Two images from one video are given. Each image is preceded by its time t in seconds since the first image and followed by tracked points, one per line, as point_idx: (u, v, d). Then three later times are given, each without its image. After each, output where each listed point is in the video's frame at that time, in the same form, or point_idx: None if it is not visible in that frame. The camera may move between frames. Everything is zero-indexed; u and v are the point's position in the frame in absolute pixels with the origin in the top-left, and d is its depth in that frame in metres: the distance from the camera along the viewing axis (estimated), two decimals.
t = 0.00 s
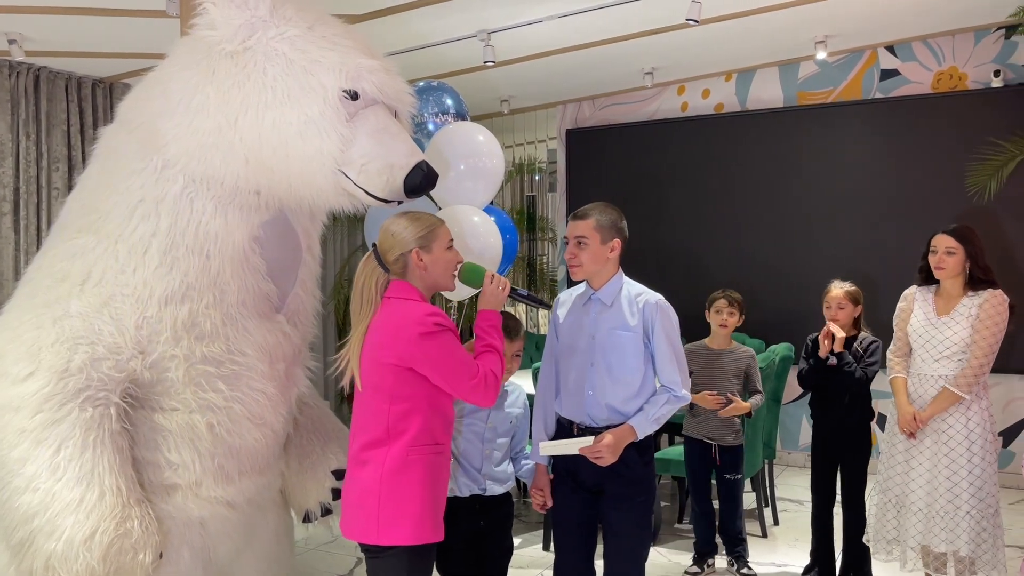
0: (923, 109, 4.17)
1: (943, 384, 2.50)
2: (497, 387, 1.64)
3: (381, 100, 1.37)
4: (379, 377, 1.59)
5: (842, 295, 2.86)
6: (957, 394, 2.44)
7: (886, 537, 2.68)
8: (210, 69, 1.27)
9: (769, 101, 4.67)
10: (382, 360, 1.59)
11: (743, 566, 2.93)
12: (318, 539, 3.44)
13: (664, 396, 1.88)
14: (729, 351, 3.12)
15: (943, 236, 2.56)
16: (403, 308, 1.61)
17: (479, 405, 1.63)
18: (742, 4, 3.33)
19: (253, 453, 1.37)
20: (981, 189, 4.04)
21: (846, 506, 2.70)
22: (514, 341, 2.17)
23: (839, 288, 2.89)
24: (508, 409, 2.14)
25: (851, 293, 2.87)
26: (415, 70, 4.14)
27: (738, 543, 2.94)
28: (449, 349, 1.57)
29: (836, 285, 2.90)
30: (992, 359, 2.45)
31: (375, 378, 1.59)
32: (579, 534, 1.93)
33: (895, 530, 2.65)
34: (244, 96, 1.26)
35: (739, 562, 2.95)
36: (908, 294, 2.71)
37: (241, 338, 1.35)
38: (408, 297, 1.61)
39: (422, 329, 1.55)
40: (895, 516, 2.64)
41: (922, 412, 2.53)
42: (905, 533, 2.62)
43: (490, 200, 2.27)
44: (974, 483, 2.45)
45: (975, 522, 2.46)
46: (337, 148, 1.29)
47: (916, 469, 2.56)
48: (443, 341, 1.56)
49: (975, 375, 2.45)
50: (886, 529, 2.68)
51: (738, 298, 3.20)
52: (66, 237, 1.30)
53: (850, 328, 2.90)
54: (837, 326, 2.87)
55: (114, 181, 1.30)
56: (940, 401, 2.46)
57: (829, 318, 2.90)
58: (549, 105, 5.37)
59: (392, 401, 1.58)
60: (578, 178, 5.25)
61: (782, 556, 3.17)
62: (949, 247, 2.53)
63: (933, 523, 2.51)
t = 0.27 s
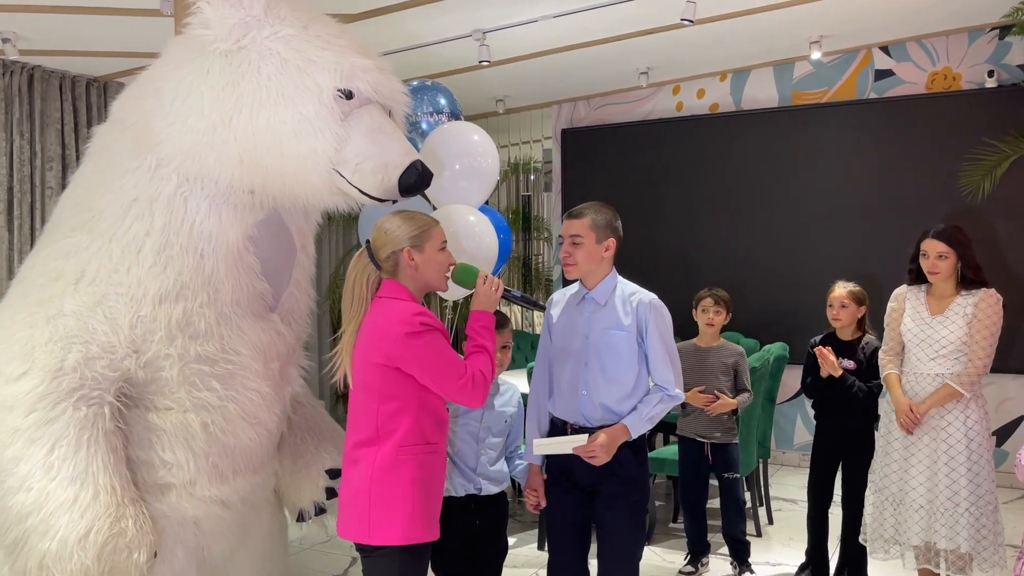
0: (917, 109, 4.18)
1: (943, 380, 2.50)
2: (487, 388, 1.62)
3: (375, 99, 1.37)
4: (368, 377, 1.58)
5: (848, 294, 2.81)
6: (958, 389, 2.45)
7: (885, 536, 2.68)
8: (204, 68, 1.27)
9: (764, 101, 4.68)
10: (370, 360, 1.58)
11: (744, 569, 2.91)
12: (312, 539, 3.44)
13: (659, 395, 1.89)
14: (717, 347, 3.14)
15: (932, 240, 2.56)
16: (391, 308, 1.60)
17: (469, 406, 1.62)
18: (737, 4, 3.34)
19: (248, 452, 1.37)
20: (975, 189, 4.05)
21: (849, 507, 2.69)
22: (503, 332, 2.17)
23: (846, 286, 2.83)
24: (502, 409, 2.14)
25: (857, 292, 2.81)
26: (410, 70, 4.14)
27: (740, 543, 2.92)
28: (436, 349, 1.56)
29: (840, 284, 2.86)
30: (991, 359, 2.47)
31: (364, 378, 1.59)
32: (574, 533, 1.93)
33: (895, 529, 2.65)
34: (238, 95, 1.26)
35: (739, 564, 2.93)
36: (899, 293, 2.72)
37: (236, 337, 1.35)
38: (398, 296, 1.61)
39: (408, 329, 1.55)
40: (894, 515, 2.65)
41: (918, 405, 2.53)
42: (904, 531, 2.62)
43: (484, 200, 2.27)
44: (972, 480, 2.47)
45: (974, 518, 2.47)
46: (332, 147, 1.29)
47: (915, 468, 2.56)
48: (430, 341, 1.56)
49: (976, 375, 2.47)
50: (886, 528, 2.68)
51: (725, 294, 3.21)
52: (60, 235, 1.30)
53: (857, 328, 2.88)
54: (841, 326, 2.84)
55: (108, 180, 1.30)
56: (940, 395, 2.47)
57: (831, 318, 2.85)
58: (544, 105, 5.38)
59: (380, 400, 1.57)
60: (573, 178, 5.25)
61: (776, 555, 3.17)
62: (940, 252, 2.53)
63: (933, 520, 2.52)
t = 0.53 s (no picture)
0: (912, 109, 4.19)
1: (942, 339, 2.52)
2: (461, 386, 1.53)
3: (370, 97, 1.37)
4: (347, 376, 1.59)
5: (846, 294, 2.83)
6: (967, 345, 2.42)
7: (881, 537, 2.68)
8: (198, 67, 1.27)
9: (760, 100, 4.69)
10: (347, 359, 1.59)
11: None
12: (308, 538, 3.43)
13: (655, 394, 1.89)
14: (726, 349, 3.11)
15: (921, 244, 2.56)
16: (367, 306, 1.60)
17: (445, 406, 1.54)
18: (732, 4, 3.34)
19: (243, 451, 1.37)
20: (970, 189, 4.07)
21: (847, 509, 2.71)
22: (492, 326, 2.15)
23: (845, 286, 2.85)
24: (497, 408, 2.18)
25: (855, 293, 2.83)
26: (406, 69, 4.14)
27: (756, 551, 2.86)
28: (405, 344, 1.52)
29: (839, 285, 2.87)
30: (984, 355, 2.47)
31: (344, 377, 1.60)
32: (570, 532, 1.93)
33: (891, 530, 2.65)
34: (232, 93, 1.26)
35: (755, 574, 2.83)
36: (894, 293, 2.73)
37: (231, 336, 1.34)
38: (374, 295, 1.60)
39: (373, 326, 1.53)
40: (891, 515, 2.65)
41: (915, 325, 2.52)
42: (901, 531, 2.62)
43: (480, 199, 2.28)
44: (967, 478, 2.47)
45: (970, 517, 2.47)
46: (327, 146, 1.29)
47: (910, 467, 2.57)
48: (394, 338, 1.52)
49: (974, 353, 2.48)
50: (882, 529, 2.68)
51: (731, 297, 3.18)
52: (54, 234, 1.30)
53: (856, 328, 2.88)
54: (840, 327, 2.85)
55: (103, 178, 1.30)
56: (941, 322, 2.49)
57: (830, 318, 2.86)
58: (540, 104, 5.38)
59: (360, 398, 1.57)
60: (569, 177, 5.26)
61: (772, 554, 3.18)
62: (930, 255, 2.54)
63: (929, 519, 2.53)
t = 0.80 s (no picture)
0: (907, 109, 4.20)
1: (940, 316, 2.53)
2: (426, 394, 1.44)
3: (366, 95, 1.37)
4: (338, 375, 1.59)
5: (840, 296, 2.85)
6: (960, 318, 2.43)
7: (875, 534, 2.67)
8: (194, 64, 1.27)
9: (755, 100, 4.70)
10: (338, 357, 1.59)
11: None
12: (304, 538, 3.43)
13: (653, 393, 1.89)
14: (752, 352, 3.04)
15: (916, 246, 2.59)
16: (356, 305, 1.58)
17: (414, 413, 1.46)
18: (728, 3, 3.35)
19: (239, 450, 1.37)
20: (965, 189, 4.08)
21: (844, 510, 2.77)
22: (489, 324, 2.14)
23: (838, 288, 2.88)
24: (492, 406, 2.17)
25: (849, 294, 2.85)
26: (402, 68, 4.13)
27: (760, 554, 2.79)
28: (377, 345, 1.48)
29: (835, 285, 2.89)
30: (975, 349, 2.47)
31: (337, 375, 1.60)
32: (566, 532, 1.93)
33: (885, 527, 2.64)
34: (228, 91, 1.26)
35: None
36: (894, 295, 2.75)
37: (226, 334, 1.34)
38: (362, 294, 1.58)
39: (348, 327, 1.50)
40: (884, 512, 2.64)
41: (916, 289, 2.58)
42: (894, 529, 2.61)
43: (476, 198, 2.29)
44: (960, 477, 2.46)
45: (962, 516, 2.46)
46: (323, 144, 1.29)
47: (904, 465, 2.56)
48: (365, 339, 1.48)
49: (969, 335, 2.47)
50: (876, 527, 2.67)
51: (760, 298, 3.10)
52: (50, 232, 1.30)
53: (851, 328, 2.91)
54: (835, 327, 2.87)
55: (99, 176, 1.30)
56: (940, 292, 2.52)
57: (826, 318, 2.88)
58: (536, 104, 5.38)
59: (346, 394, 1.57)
60: (566, 177, 5.26)
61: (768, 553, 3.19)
62: (925, 256, 2.56)
63: (923, 518, 2.52)
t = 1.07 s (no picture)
0: (903, 109, 4.21)
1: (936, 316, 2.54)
2: (398, 397, 1.41)
3: (362, 95, 1.37)
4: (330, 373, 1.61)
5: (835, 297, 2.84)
6: (955, 313, 2.44)
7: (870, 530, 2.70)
8: (190, 64, 1.26)
9: (752, 100, 4.70)
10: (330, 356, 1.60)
11: None
12: (300, 537, 3.43)
13: (648, 392, 1.90)
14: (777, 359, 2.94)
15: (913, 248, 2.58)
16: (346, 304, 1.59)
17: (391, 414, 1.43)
18: (724, 3, 3.35)
19: (234, 450, 1.36)
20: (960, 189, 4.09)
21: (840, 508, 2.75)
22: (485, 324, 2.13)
23: (829, 291, 2.87)
24: (489, 406, 2.17)
25: (844, 294, 2.85)
26: (399, 68, 4.13)
27: (759, 554, 2.78)
28: (356, 345, 1.47)
29: (830, 287, 2.89)
30: (968, 347, 2.49)
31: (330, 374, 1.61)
32: (562, 531, 1.93)
33: (879, 523, 2.67)
34: (223, 90, 1.25)
35: None
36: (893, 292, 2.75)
37: (222, 334, 1.34)
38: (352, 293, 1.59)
39: (329, 328, 1.51)
40: (879, 509, 2.67)
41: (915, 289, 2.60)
42: (888, 525, 2.64)
43: (473, 198, 2.29)
44: (951, 477, 2.47)
45: (953, 515, 2.46)
46: (319, 144, 1.29)
47: (897, 463, 2.59)
48: (343, 340, 1.48)
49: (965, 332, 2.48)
50: (871, 523, 2.70)
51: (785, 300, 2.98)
52: (45, 232, 1.29)
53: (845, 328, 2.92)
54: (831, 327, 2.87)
55: (94, 176, 1.30)
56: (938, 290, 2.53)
57: (823, 319, 2.87)
58: (533, 103, 5.38)
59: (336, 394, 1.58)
60: (562, 176, 5.26)
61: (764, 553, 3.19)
62: (922, 258, 2.55)
63: (914, 515, 2.54)
